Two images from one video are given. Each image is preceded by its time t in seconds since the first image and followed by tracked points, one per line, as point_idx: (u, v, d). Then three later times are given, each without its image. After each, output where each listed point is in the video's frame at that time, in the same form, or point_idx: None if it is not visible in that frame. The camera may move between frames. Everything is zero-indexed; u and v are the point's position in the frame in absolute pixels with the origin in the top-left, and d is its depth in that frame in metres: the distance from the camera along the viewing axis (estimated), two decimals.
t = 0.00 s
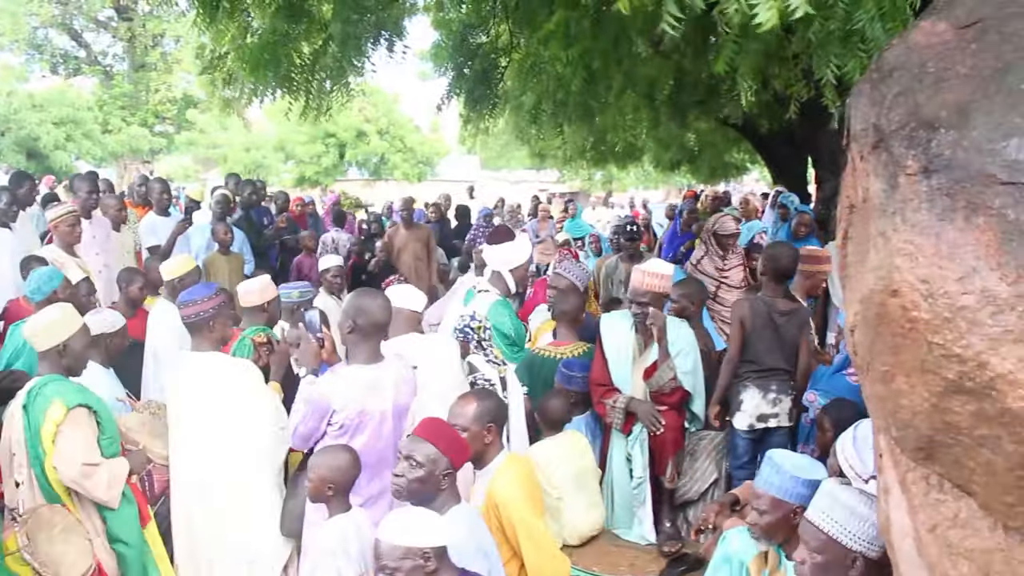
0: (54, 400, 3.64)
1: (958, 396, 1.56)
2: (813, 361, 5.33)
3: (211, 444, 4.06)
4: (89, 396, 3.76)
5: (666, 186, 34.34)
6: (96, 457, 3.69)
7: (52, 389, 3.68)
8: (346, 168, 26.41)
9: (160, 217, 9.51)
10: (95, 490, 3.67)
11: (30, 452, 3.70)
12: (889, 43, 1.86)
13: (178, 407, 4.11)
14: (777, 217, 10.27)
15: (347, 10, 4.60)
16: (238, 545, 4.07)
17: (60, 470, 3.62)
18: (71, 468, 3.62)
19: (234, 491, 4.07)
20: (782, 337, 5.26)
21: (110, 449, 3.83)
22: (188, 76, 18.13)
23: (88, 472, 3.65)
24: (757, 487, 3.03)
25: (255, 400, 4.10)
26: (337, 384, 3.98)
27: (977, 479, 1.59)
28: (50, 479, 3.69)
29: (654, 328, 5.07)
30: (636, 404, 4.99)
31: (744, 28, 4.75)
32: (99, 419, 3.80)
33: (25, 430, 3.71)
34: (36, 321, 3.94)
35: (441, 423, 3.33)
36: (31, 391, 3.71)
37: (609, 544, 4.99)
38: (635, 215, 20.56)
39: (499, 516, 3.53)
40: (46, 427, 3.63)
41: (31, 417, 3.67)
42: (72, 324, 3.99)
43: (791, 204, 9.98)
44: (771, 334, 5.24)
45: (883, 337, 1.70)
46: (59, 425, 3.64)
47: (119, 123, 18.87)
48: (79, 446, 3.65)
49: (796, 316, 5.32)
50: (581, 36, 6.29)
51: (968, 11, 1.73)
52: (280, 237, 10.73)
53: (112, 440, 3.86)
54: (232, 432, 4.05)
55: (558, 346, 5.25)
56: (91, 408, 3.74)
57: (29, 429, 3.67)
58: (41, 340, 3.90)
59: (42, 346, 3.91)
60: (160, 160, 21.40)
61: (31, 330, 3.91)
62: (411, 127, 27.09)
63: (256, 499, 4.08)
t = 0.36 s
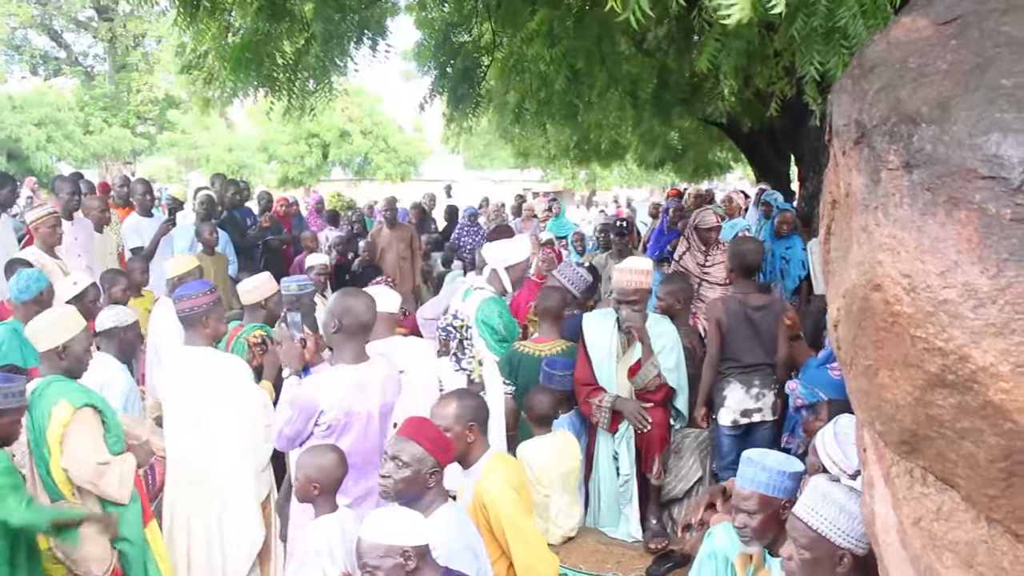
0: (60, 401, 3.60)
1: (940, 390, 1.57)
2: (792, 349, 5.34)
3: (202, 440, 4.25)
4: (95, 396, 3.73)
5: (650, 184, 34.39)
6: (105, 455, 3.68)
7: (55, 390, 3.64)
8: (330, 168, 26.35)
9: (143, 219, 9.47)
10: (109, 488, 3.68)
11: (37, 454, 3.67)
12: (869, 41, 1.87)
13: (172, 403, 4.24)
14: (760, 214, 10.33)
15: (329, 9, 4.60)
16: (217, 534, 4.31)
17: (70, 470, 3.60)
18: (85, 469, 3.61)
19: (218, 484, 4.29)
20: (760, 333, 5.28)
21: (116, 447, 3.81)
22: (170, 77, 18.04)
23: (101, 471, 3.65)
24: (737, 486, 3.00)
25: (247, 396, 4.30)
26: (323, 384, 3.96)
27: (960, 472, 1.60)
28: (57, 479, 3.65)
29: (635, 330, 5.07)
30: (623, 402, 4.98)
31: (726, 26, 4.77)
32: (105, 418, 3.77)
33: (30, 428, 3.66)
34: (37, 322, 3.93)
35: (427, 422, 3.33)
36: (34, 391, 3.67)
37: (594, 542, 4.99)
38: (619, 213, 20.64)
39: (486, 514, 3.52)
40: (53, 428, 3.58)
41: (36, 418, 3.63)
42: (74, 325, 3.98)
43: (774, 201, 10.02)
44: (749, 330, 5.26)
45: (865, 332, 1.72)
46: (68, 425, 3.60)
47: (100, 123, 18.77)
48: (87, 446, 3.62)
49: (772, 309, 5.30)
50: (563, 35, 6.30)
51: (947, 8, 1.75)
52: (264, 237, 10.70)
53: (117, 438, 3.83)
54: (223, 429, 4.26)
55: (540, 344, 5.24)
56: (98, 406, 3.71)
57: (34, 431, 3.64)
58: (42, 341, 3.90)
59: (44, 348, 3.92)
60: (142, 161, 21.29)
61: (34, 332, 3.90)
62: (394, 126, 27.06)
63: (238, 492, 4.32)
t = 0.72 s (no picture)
0: (117, 401, 3.47)
1: (941, 387, 1.56)
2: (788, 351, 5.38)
3: (226, 436, 4.21)
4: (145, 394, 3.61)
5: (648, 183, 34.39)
6: (160, 454, 3.59)
7: (111, 389, 3.48)
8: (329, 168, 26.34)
9: (143, 219, 9.44)
10: (165, 483, 3.61)
11: (76, 457, 3.46)
12: (868, 39, 1.87)
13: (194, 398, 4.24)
14: (760, 213, 10.32)
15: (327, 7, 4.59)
16: (238, 529, 4.27)
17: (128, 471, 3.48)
18: (144, 467, 3.51)
19: (239, 480, 4.26)
20: (761, 332, 5.28)
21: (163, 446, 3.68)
22: (169, 77, 18.00)
23: (160, 468, 3.58)
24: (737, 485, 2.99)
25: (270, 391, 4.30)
26: (325, 385, 3.96)
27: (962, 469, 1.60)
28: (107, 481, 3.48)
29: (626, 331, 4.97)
30: (623, 401, 4.97)
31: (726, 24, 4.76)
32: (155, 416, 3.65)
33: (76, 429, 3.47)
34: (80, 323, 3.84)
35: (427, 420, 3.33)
36: (82, 390, 3.48)
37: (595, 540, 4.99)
38: (618, 212, 20.62)
39: (485, 514, 3.52)
40: (111, 428, 3.44)
41: (87, 418, 3.45)
42: (120, 328, 3.90)
43: (773, 200, 10.02)
44: (750, 329, 5.26)
45: (865, 330, 1.72)
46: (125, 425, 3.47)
47: (99, 124, 18.72)
48: (145, 445, 3.52)
49: (772, 308, 5.33)
50: (562, 34, 6.29)
51: (947, 5, 1.75)
52: (263, 237, 10.69)
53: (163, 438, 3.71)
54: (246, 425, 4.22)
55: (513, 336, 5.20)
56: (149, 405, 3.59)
57: (82, 431, 3.45)
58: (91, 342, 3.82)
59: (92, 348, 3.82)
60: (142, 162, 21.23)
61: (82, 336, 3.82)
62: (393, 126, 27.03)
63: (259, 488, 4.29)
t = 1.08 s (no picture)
0: (151, 394, 3.66)
1: (956, 389, 1.55)
2: (811, 355, 5.30)
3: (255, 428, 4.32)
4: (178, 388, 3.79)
5: (656, 183, 34.39)
6: (189, 444, 3.79)
7: (144, 382, 3.68)
8: (336, 166, 26.33)
9: (151, 217, 9.46)
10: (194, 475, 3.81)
11: (113, 446, 3.66)
12: (881, 37, 1.86)
13: (221, 392, 4.32)
14: (767, 212, 10.30)
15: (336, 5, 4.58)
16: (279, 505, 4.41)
17: (162, 458, 3.70)
18: (174, 458, 3.72)
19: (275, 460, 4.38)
20: (780, 333, 5.21)
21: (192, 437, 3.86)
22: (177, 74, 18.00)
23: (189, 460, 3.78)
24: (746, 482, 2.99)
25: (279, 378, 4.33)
26: (341, 385, 3.91)
27: (972, 471, 1.59)
28: (135, 469, 3.67)
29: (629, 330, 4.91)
30: (623, 402, 4.95)
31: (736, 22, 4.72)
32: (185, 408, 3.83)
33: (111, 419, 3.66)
34: (119, 318, 3.88)
35: (434, 417, 3.33)
36: (117, 383, 3.68)
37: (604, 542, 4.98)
38: (627, 211, 20.65)
39: (492, 512, 3.51)
40: (143, 419, 3.63)
41: (122, 408, 3.64)
42: (153, 322, 3.91)
43: (781, 199, 10.00)
44: (769, 330, 5.19)
45: (876, 330, 1.71)
46: (156, 416, 3.66)
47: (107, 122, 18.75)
48: (174, 434, 3.72)
49: (795, 311, 5.26)
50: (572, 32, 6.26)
51: (960, 3, 1.74)
52: (271, 236, 10.68)
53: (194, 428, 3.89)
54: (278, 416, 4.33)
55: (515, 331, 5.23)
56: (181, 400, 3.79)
57: (117, 422, 3.64)
58: (130, 336, 3.85)
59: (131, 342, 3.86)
60: (149, 159, 21.26)
61: (118, 329, 3.86)
62: (399, 124, 27.14)
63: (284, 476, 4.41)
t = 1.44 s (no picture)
0: (169, 380, 3.72)
1: (969, 390, 1.55)
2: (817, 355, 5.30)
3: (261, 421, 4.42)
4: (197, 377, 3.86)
5: (660, 182, 34.35)
6: (209, 432, 3.83)
7: (163, 369, 3.74)
8: (340, 165, 26.32)
9: (156, 216, 9.46)
10: (211, 462, 3.83)
11: (134, 433, 3.73)
12: (893, 36, 1.85)
13: (236, 389, 4.39)
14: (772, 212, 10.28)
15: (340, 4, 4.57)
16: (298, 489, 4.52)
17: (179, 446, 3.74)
18: (192, 445, 3.76)
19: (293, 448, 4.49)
20: (788, 332, 5.21)
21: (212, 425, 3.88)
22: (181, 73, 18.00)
23: (207, 448, 3.80)
24: (756, 480, 2.99)
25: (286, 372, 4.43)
26: (358, 383, 3.88)
27: (985, 472, 1.58)
28: (154, 455, 3.74)
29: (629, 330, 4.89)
30: (623, 402, 4.91)
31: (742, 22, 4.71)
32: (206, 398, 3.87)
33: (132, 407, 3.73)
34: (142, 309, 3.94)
35: (441, 416, 3.33)
36: (138, 370, 3.75)
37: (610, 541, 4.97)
38: (631, 210, 20.61)
39: (499, 511, 3.50)
40: (162, 404, 3.70)
41: (142, 396, 3.71)
42: (175, 313, 3.95)
43: (786, 199, 9.98)
44: (777, 329, 5.20)
45: (887, 330, 1.71)
46: (175, 403, 3.73)
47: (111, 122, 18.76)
48: (194, 423, 3.77)
49: (802, 310, 5.26)
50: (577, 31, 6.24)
51: (971, 2, 1.73)
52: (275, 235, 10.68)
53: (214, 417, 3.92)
54: (289, 411, 4.42)
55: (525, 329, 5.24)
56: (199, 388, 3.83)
57: (136, 409, 3.71)
58: (148, 326, 3.89)
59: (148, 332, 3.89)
60: (152, 159, 21.27)
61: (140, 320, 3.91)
62: (403, 123, 27.13)
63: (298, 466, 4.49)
